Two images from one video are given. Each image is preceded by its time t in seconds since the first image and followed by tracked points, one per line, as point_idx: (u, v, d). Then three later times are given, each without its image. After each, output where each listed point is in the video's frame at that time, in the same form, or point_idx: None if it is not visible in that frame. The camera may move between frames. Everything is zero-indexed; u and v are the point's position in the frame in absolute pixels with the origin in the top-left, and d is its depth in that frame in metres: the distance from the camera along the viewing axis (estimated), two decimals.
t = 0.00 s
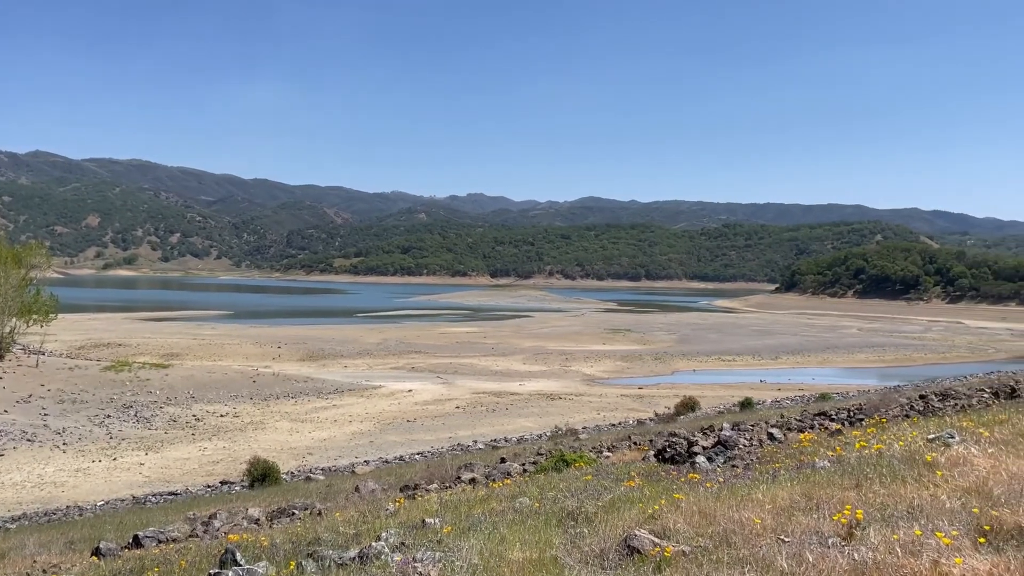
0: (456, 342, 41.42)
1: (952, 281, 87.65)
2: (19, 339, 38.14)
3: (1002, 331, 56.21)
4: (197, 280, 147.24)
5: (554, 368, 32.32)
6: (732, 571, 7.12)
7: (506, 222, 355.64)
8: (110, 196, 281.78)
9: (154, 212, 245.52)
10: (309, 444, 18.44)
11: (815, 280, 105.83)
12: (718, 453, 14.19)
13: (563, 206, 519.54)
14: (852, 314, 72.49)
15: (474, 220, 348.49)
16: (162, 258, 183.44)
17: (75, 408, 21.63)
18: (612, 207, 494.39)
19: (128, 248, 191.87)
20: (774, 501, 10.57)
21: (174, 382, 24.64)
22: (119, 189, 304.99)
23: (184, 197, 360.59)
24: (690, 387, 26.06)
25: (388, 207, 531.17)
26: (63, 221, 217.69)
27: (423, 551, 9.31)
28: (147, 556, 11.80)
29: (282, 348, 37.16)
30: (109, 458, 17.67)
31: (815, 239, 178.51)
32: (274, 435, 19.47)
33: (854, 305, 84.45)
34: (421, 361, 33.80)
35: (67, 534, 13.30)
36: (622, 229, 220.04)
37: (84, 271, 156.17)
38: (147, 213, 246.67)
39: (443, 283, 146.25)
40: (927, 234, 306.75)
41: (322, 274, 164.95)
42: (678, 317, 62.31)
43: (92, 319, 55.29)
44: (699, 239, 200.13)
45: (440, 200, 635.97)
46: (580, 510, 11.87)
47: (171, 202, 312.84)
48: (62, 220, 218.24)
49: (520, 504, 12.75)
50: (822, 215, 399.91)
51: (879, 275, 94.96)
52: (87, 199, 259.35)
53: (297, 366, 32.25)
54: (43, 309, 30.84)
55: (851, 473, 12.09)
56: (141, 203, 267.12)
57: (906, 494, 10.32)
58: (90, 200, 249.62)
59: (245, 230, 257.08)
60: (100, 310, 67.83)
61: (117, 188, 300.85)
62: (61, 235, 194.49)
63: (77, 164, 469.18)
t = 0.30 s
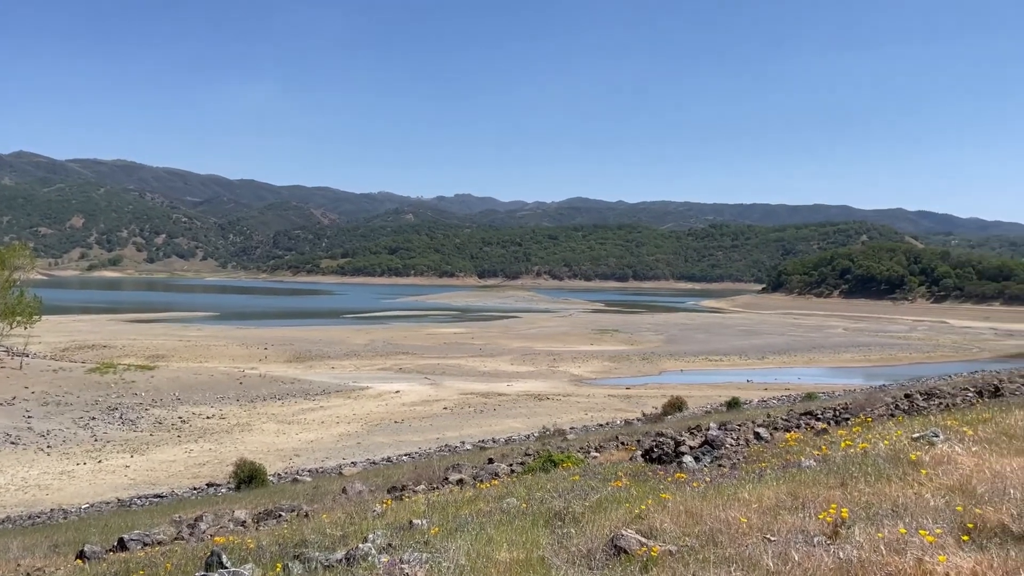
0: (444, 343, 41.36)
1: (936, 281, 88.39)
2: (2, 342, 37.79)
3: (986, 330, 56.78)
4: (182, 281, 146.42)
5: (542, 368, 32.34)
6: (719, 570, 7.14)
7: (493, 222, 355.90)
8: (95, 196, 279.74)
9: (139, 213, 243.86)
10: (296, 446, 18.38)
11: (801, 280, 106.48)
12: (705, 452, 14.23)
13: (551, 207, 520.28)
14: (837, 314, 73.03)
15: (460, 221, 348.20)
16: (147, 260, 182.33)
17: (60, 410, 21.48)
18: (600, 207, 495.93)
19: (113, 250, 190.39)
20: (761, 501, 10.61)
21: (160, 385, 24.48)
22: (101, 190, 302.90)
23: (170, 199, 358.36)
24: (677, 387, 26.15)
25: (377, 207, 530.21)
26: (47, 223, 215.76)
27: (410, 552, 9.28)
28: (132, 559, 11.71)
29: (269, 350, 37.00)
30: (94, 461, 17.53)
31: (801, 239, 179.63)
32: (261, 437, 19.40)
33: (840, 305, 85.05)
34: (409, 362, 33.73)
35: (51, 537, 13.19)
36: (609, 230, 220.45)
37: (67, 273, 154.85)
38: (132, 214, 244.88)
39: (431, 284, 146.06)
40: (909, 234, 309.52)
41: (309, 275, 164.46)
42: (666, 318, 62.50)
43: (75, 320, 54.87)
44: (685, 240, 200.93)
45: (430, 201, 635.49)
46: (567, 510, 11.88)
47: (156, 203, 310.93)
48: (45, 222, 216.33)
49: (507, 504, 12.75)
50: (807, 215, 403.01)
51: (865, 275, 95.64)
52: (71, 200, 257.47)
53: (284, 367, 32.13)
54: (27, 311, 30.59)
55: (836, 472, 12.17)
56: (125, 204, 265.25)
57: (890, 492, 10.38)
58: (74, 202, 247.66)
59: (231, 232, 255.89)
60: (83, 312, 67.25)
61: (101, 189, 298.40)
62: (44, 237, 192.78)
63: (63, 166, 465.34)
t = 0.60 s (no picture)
0: (432, 344, 41.32)
1: (922, 281, 89.02)
2: None
3: (970, 330, 57.28)
4: (168, 283, 145.58)
5: (531, 369, 32.37)
6: (706, 568, 7.16)
7: (480, 222, 355.98)
8: (79, 196, 277.52)
9: (124, 214, 242.02)
10: (284, 448, 18.32)
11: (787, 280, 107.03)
12: (692, 452, 14.27)
13: (539, 207, 520.83)
14: (824, 313, 73.45)
15: (447, 221, 347.79)
16: (132, 261, 180.99)
17: (45, 412, 21.32)
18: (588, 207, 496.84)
19: (98, 251, 188.92)
20: (748, 500, 10.65)
21: (146, 387, 24.34)
22: (86, 190, 300.47)
23: (156, 199, 355.96)
24: (664, 387, 26.24)
25: (366, 207, 528.92)
26: (31, 224, 213.70)
27: (397, 554, 9.24)
28: (118, 562, 11.65)
29: (256, 351, 36.87)
30: (79, 463, 17.41)
31: (788, 240, 180.67)
32: (248, 439, 19.32)
33: (826, 305, 85.56)
34: (397, 363, 33.68)
35: (36, 540, 13.10)
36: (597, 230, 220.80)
37: (51, 274, 153.48)
38: (117, 214, 242.97)
39: (419, 284, 145.86)
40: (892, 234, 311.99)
41: (296, 277, 163.83)
42: (654, 318, 62.68)
43: (59, 322, 54.49)
44: (673, 241, 201.61)
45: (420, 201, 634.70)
46: (555, 510, 11.88)
47: (141, 204, 308.88)
48: (29, 223, 214.26)
49: (495, 504, 12.77)
50: (792, 216, 405.55)
51: (851, 275, 96.23)
52: (55, 201, 255.22)
53: (271, 369, 32.04)
54: (10, 313, 30.23)
55: (822, 471, 12.23)
56: (110, 205, 263.20)
57: (876, 491, 10.43)
58: (58, 202, 245.46)
59: (217, 233, 254.59)
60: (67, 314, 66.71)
61: (85, 189, 295.98)
62: (28, 238, 190.99)
63: (49, 167, 461.33)
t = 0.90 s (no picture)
0: (420, 344, 41.30)
1: (907, 281, 89.68)
2: None
3: (956, 329, 57.74)
4: (155, 284, 144.68)
5: (519, 369, 32.39)
6: (693, 565, 7.18)
7: (468, 222, 355.87)
8: (64, 196, 275.18)
9: (110, 215, 240.20)
10: (271, 449, 18.29)
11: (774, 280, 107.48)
12: (680, 452, 14.32)
13: (529, 207, 520.93)
14: (810, 313, 73.81)
15: (435, 221, 347.10)
16: (118, 261, 179.61)
17: (30, 414, 21.17)
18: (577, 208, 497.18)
19: (83, 252, 187.38)
20: (734, 499, 10.71)
21: (132, 388, 24.18)
22: (71, 191, 298.03)
23: (142, 200, 353.55)
24: (653, 387, 26.32)
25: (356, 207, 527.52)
26: (15, 225, 211.61)
27: (385, 554, 9.22)
28: (103, 565, 11.59)
29: (243, 352, 36.75)
30: (65, 465, 17.29)
31: (775, 240, 181.48)
32: (236, 440, 19.25)
33: (813, 305, 86.02)
34: (385, 364, 33.61)
35: (21, 542, 13.04)
36: (585, 231, 221.18)
37: (36, 274, 152.14)
38: (103, 215, 241.14)
39: (408, 284, 145.58)
40: (876, 234, 313.79)
41: (284, 277, 163.15)
42: (642, 318, 62.80)
43: (43, 323, 54.13)
44: (660, 241, 202.16)
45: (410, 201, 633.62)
46: (543, 510, 11.89)
47: (127, 205, 306.64)
48: (13, 224, 212.26)
49: (483, 505, 12.79)
50: (778, 216, 407.66)
51: (837, 275, 96.68)
52: (39, 201, 252.86)
53: (258, 369, 31.96)
54: None
55: (808, 470, 12.29)
56: (96, 207, 261.16)
57: (860, 489, 10.49)
58: (43, 203, 243.14)
59: (204, 233, 253.28)
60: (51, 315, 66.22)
61: (70, 190, 293.47)
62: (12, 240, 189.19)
63: (34, 167, 457.07)
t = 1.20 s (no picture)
0: (409, 345, 41.26)
1: (894, 281, 90.25)
2: None
3: (942, 329, 58.20)
4: (142, 285, 143.73)
5: (509, 370, 32.40)
6: (680, 565, 7.19)
7: (456, 223, 355.85)
8: (49, 197, 273.21)
9: (96, 216, 238.44)
10: (260, 451, 18.22)
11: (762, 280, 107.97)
12: (668, 452, 14.35)
13: (518, 207, 521.33)
14: (798, 313, 74.22)
15: (424, 222, 347.08)
16: (104, 262, 178.47)
17: (14, 416, 21.01)
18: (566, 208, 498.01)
19: (69, 253, 185.91)
20: (721, 499, 10.75)
21: (119, 390, 24.06)
22: (56, 192, 295.77)
23: (129, 200, 351.09)
24: (641, 387, 26.40)
25: (346, 207, 526.45)
26: None
27: (373, 556, 9.19)
28: (89, 568, 11.50)
29: (231, 353, 36.59)
30: (51, 468, 17.18)
31: (763, 240, 182.20)
32: (223, 442, 19.17)
33: (800, 305, 86.47)
34: (374, 365, 33.53)
35: (5, 546, 12.94)
36: (574, 231, 221.59)
37: (20, 276, 150.83)
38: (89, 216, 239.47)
39: (397, 285, 145.44)
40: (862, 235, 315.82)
41: (272, 278, 162.58)
42: (631, 318, 62.93)
43: (27, 324, 53.69)
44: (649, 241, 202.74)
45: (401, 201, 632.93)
46: (531, 511, 11.90)
47: (114, 205, 304.75)
48: None
49: (471, 505, 12.78)
50: (765, 216, 409.70)
51: (825, 275, 97.18)
52: (24, 201, 250.79)
53: (246, 371, 31.82)
54: None
55: (795, 469, 12.35)
56: (81, 207, 259.14)
57: (847, 489, 10.53)
58: (28, 203, 241.11)
59: (192, 234, 252.01)
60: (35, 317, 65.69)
61: (55, 192, 291.19)
62: None
63: (21, 167, 453.25)
